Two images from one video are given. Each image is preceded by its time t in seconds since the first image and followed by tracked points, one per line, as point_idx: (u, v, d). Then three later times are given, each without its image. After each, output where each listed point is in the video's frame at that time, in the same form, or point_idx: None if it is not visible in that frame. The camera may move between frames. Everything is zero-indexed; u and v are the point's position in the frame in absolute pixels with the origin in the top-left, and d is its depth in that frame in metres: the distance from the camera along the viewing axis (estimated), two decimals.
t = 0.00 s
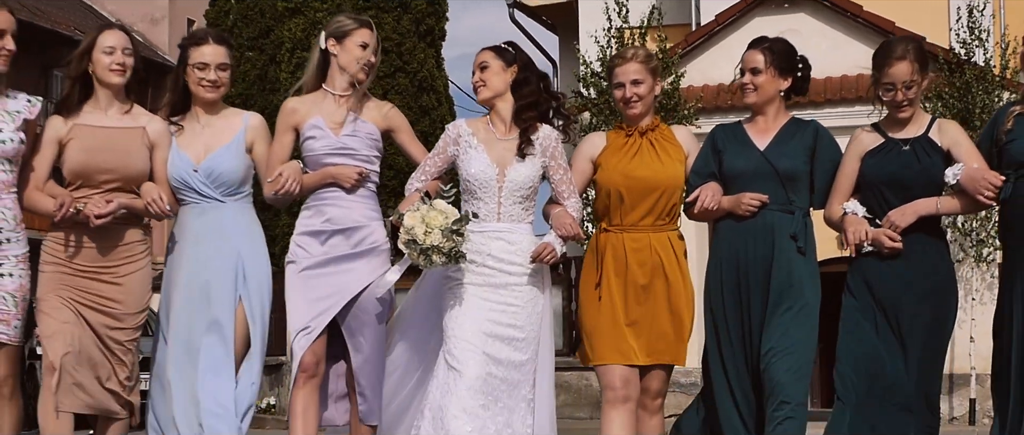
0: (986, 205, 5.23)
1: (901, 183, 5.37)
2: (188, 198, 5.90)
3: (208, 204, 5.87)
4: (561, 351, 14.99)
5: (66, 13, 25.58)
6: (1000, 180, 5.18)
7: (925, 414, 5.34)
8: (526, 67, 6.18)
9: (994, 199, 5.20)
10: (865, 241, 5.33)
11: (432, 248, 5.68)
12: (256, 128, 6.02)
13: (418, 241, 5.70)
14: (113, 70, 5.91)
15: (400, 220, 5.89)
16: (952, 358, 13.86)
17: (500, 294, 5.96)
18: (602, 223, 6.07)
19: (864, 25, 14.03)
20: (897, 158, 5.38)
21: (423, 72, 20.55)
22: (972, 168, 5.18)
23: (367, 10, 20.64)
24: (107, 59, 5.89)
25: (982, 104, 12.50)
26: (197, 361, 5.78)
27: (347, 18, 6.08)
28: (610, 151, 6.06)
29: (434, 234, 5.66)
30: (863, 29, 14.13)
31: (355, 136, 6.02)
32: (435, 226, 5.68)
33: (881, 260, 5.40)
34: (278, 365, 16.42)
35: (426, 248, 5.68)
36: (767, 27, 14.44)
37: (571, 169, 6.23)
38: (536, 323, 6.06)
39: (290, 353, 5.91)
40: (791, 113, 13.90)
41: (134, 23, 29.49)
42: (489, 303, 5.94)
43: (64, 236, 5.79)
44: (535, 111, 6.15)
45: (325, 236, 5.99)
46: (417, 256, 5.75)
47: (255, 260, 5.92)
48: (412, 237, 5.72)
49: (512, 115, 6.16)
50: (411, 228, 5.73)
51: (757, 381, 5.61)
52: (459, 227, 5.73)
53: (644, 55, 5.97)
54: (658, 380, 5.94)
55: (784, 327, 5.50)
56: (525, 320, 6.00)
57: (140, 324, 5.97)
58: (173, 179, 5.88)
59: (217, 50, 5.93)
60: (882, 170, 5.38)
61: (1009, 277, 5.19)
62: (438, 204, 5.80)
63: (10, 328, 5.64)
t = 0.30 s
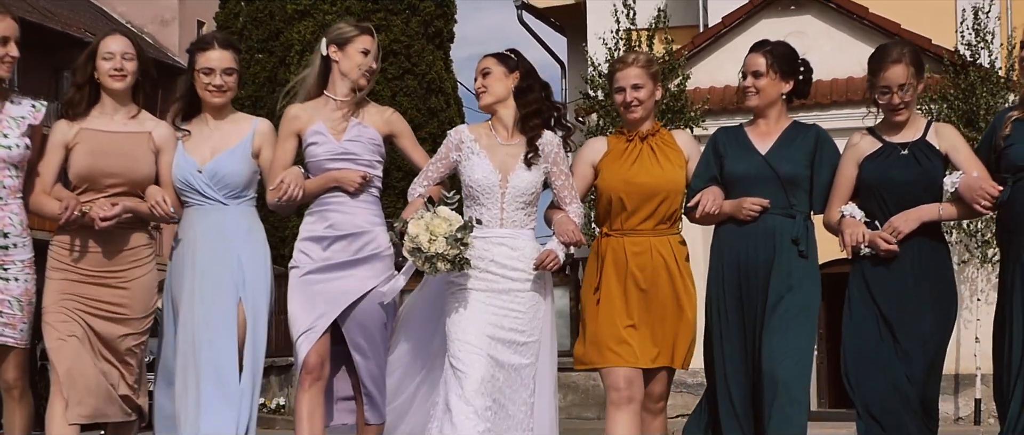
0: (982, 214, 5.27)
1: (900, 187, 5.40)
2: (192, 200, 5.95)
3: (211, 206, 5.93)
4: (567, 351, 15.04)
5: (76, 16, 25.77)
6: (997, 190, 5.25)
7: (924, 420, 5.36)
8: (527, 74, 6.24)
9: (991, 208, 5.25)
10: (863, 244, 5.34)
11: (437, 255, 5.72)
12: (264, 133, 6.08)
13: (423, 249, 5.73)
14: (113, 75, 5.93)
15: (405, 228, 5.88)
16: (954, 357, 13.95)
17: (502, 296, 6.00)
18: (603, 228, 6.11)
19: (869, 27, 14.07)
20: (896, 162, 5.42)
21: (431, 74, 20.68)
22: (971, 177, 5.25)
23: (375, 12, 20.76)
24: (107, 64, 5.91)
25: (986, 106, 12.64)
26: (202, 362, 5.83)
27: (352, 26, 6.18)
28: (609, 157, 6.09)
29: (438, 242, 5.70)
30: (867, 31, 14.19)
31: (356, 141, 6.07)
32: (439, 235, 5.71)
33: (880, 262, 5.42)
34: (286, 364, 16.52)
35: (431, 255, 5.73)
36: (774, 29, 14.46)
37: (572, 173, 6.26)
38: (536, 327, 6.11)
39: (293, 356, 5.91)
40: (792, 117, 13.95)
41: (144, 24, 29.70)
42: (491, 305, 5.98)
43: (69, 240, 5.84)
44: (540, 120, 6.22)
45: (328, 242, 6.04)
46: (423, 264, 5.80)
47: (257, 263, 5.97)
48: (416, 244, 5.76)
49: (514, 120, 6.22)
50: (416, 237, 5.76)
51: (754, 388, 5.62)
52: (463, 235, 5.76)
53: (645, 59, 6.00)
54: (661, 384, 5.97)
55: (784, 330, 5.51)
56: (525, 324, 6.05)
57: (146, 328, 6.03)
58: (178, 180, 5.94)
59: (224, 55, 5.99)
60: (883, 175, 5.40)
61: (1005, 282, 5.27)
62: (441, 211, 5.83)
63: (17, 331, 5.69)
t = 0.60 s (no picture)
0: (979, 219, 5.31)
1: (901, 188, 5.43)
2: (200, 197, 6.01)
3: (218, 202, 5.99)
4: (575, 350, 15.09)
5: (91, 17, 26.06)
6: (994, 196, 5.28)
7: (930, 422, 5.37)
8: (529, 76, 6.29)
9: (988, 214, 5.29)
10: (861, 242, 5.36)
11: (443, 261, 5.77)
12: (273, 133, 6.15)
13: (429, 255, 5.78)
14: (116, 80, 6.01)
15: (411, 236, 5.91)
16: (962, 356, 13.93)
17: (506, 296, 6.04)
18: (606, 228, 6.15)
19: (878, 27, 14.09)
20: (896, 162, 5.45)
21: (442, 74, 20.97)
22: (971, 181, 5.28)
23: (385, 13, 20.97)
24: (107, 69, 5.99)
25: (993, 105, 12.66)
26: (208, 361, 5.85)
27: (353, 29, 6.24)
28: (610, 160, 6.15)
29: (445, 247, 5.75)
30: (876, 31, 14.18)
31: (359, 144, 6.11)
32: (445, 240, 5.76)
33: (880, 262, 5.45)
34: (298, 363, 16.61)
35: (437, 262, 5.78)
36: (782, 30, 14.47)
37: (575, 174, 6.31)
38: (540, 328, 6.15)
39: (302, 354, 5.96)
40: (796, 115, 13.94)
41: (157, 26, 30.08)
42: (496, 303, 6.02)
43: (76, 241, 5.92)
44: (544, 123, 6.27)
45: (332, 245, 6.07)
46: (430, 270, 5.84)
47: (264, 262, 6.03)
48: (423, 250, 5.80)
49: (517, 120, 6.26)
50: (422, 242, 5.81)
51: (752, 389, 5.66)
52: (469, 241, 5.82)
53: (646, 60, 6.04)
54: (667, 385, 5.98)
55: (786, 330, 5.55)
56: (529, 325, 6.09)
57: (152, 330, 6.10)
58: (185, 176, 6.00)
59: (234, 54, 6.05)
60: (883, 177, 5.43)
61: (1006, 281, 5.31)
62: (447, 216, 5.86)
63: (26, 332, 5.72)
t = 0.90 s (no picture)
0: (977, 221, 5.35)
1: (901, 187, 5.45)
2: (208, 195, 6.08)
3: (226, 200, 6.06)
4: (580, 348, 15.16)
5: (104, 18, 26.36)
6: (991, 198, 5.33)
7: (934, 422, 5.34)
8: (530, 75, 6.33)
9: (986, 216, 5.34)
10: (860, 243, 5.38)
11: (447, 263, 5.81)
12: (280, 132, 6.20)
13: (433, 256, 5.82)
14: (117, 80, 6.06)
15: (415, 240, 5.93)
16: (967, 356, 13.92)
17: (508, 294, 6.07)
18: (608, 226, 6.18)
19: (885, 29, 14.13)
20: (895, 161, 5.48)
21: (451, 75, 21.08)
22: (968, 184, 5.30)
23: (395, 15, 21.11)
24: (108, 70, 6.05)
25: (998, 106, 12.63)
26: (213, 359, 5.91)
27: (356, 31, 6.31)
28: (610, 159, 6.19)
29: (449, 250, 5.79)
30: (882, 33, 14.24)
31: (362, 145, 6.15)
32: (449, 242, 5.80)
33: (878, 266, 5.48)
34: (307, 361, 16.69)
35: (441, 263, 5.82)
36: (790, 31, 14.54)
37: (575, 172, 6.35)
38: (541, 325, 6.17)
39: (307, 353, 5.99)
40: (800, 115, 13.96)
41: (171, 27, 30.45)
42: (497, 301, 6.05)
43: (81, 239, 5.99)
44: (545, 121, 6.29)
45: (338, 245, 6.12)
46: (433, 270, 5.89)
47: (271, 259, 6.08)
48: (427, 252, 5.84)
49: (519, 119, 6.31)
50: (426, 244, 5.84)
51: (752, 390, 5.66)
52: (473, 243, 5.86)
53: (647, 60, 6.10)
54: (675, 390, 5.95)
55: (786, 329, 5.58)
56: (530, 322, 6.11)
57: (156, 332, 6.09)
58: (194, 175, 6.08)
59: (242, 55, 6.10)
60: (884, 176, 5.46)
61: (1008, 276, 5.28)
62: (451, 218, 5.90)
63: (28, 334, 5.76)
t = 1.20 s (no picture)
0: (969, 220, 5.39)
1: (897, 184, 5.52)
2: (216, 195, 6.16)
3: (235, 200, 6.13)
4: (585, 349, 15.21)
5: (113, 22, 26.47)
6: (982, 197, 5.38)
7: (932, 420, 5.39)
8: (531, 74, 6.38)
9: (978, 214, 5.38)
10: (856, 242, 5.43)
11: (449, 260, 5.85)
12: (285, 131, 6.29)
13: (435, 254, 5.86)
14: (119, 84, 6.11)
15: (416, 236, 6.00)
16: (971, 356, 13.92)
17: (510, 292, 6.12)
18: (608, 225, 6.24)
19: (889, 31, 14.18)
20: (892, 159, 5.54)
21: (458, 78, 21.14)
22: (961, 182, 5.34)
23: (402, 18, 21.17)
24: (111, 74, 6.11)
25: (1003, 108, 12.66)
26: (216, 358, 5.97)
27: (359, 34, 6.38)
28: (610, 158, 6.27)
29: (450, 247, 5.84)
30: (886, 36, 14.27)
31: (367, 148, 6.22)
32: (450, 239, 5.84)
33: (873, 260, 5.53)
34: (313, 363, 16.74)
35: (443, 260, 5.85)
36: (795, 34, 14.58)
37: (575, 170, 6.42)
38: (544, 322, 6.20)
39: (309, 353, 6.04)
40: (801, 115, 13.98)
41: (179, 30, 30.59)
42: (497, 301, 6.11)
43: (85, 242, 6.06)
44: (541, 117, 6.33)
45: (341, 245, 6.17)
46: (436, 268, 5.92)
47: (276, 257, 6.14)
48: (428, 250, 5.89)
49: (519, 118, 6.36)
50: (427, 242, 5.90)
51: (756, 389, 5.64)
52: (474, 238, 5.91)
53: (647, 61, 6.16)
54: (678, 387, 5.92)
55: (785, 328, 5.62)
56: (532, 320, 6.13)
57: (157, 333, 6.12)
58: (202, 175, 6.16)
59: (248, 58, 6.16)
60: (880, 173, 5.52)
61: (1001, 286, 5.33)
62: (451, 215, 5.97)
63: (27, 334, 5.81)
